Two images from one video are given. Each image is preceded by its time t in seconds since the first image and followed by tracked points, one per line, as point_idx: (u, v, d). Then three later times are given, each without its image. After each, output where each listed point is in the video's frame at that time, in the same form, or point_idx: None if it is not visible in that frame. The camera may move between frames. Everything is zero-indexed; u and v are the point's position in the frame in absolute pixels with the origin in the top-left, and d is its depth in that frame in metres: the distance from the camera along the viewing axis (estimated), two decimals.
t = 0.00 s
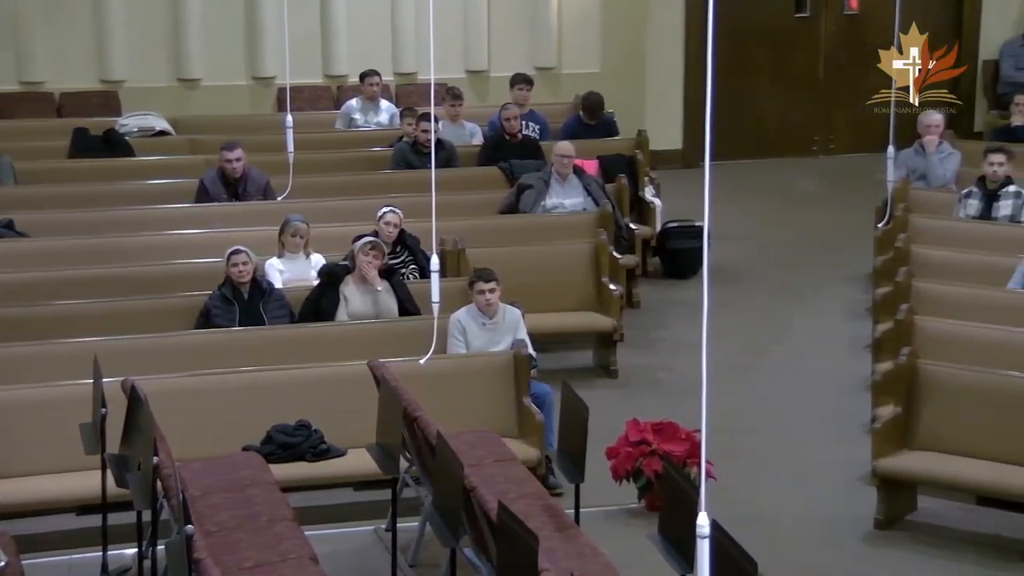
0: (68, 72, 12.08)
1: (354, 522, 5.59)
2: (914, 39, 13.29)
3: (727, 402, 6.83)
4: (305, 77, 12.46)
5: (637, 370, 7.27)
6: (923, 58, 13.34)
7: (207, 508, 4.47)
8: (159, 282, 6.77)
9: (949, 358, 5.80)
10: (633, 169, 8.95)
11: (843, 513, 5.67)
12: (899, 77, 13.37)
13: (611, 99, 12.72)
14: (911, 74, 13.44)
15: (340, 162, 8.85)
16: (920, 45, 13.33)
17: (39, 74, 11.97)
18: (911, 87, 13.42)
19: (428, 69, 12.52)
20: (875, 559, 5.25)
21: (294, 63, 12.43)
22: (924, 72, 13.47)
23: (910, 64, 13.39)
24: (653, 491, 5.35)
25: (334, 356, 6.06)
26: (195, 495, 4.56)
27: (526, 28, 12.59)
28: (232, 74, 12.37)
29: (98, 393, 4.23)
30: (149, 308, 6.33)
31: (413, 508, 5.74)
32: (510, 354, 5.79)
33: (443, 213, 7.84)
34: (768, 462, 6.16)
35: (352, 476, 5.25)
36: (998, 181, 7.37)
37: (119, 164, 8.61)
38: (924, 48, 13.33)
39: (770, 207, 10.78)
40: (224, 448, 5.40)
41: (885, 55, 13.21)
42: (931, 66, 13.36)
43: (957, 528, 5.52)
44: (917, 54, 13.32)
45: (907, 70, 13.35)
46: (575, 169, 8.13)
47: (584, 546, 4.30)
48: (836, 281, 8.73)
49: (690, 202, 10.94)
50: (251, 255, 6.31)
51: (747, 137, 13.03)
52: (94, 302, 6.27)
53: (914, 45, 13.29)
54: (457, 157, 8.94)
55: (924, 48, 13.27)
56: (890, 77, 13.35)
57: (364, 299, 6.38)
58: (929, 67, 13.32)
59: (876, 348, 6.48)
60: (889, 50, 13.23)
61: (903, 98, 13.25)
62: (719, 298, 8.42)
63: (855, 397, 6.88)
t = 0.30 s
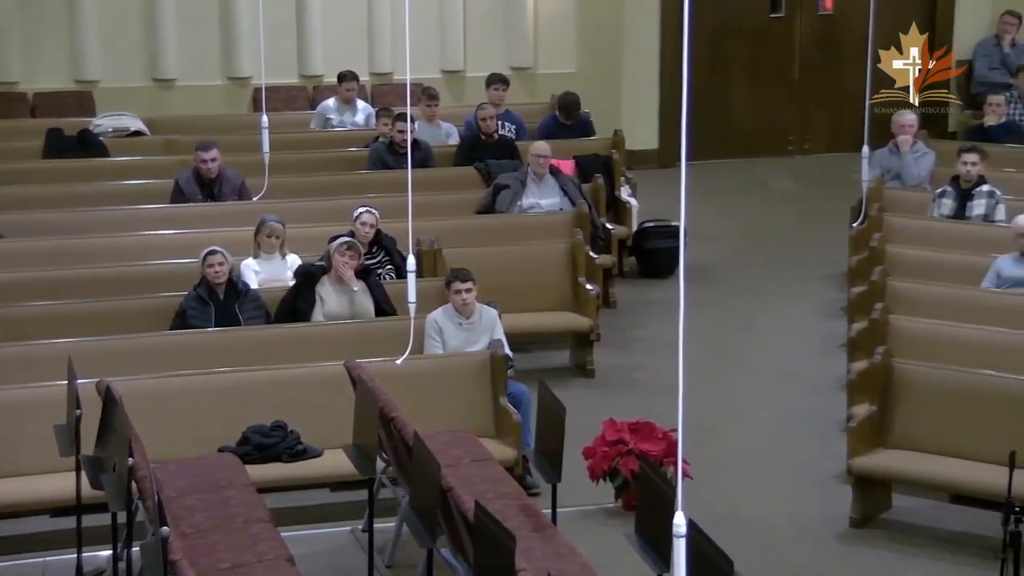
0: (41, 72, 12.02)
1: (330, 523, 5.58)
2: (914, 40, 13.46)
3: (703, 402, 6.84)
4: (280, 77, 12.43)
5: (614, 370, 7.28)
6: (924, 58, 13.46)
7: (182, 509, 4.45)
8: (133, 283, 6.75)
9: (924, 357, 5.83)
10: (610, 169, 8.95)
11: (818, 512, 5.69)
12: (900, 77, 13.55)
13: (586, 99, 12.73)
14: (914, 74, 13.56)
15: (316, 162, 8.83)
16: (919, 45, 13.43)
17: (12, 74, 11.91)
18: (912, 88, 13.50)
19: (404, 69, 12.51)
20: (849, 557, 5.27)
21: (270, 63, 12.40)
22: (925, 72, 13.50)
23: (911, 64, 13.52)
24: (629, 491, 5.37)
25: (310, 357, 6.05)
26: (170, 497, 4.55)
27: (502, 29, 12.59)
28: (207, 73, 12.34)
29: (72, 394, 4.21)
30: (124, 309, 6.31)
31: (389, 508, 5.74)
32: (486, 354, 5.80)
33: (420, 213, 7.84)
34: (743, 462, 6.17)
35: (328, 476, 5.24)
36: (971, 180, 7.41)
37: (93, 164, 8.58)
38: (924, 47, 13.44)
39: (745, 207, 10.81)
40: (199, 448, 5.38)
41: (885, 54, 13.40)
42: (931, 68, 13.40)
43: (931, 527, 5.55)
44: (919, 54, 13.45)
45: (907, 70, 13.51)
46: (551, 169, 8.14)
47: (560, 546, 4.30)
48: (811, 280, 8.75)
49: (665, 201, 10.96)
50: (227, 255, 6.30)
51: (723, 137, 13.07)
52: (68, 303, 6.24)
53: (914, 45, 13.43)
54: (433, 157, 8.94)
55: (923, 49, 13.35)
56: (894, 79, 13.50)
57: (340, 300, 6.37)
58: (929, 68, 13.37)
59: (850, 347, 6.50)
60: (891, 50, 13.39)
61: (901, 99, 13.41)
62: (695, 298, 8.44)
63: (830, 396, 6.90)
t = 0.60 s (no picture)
0: (14, 72, 11.97)
1: (306, 523, 5.57)
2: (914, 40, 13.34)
3: (679, 402, 6.85)
4: (256, 77, 12.40)
5: (590, 370, 7.28)
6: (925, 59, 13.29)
7: (157, 511, 4.44)
8: (107, 283, 6.72)
9: (898, 356, 5.86)
10: (585, 169, 8.96)
11: (793, 511, 5.71)
12: (900, 77, 13.50)
13: (561, 99, 12.74)
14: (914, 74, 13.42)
15: (291, 162, 8.81)
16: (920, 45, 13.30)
17: None
18: (912, 88, 13.35)
19: (380, 69, 12.49)
20: (824, 556, 5.29)
21: (245, 63, 12.37)
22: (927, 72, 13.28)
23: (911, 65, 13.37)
24: (605, 490, 5.37)
25: (285, 357, 6.04)
26: (145, 498, 4.54)
27: (477, 29, 12.59)
28: (181, 74, 12.30)
29: (45, 396, 4.19)
30: (97, 310, 6.29)
31: (366, 508, 5.73)
32: (463, 354, 5.80)
33: (396, 213, 7.83)
34: (719, 461, 6.19)
35: (304, 477, 5.24)
36: (945, 180, 7.44)
37: (67, 164, 8.54)
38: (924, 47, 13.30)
39: (721, 207, 10.83)
40: (173, 449, 5.36)
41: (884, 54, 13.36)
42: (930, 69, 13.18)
43: (906, 525, 5.57)
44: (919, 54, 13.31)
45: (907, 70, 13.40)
46: (526, 169, 8.15)
47: (537, 545, 4.30)
48: (786, 280, 8.78)
49: (641, 201, 10.97)
50: (202, 256, 6.28)
51: (698, 137, 13.10)
52: (41, 304, 6.22)
53: (914, 45, 13.29)
54: (409, 157, 8.93)
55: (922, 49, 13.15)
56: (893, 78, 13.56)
57: (316, 300, 6.35)
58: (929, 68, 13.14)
59: (825, 346, 6.53)
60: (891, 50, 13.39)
61: (901, 99, 13.51)
62: (671, 298, 8.46)
63: (805, 395, 6.92)
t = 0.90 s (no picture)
0: None
1: (283, 524, 5.56)
2: (915, 41, 13.02)
3: (655, 401, 6.86)
4: (231, 77, 12.36)
5: (567, 369, 7.29)
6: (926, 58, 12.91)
7: (132, 512, 4.43)
8: (81, 284, 6.70)
9: (873, 356, 5.88)
10: (562, 169, 8.97)
11: (769, 510, 5.73)
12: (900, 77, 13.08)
13: (537, 98, 12.75)
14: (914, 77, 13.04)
15: (267, 163, 8.79)
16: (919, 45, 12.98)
17: None
18: (909, 87, 12.93)
19: (355, 69, 12.47)
20: (800, 555, 5.31)
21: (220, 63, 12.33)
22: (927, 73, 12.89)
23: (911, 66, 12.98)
24: (582, 490, 5.37)
25: (262, 358, 6.04)
26: (120, 500, 4.52)
27: (453, 29, 12.56)
28: (156, 74, 12.25)
29: (19, 398, 4.18)
30: (72, 311, 6.26)
31: (343, 509, 5.72)
32: (439, 354, 5.80)
33: (372, 213, 7.82)
34: (697, 461, 6.20)
35: (280, 478, 5.23)
36: (919, 180, 7.47)
37: (41, 165, 8.51)
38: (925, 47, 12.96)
39: (696, 207, 10.84)
40: (149, 451, 5.35)
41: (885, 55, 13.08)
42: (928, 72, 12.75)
43: (881, 524, 5.60)
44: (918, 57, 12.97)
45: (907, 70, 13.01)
46: (503, 170, 8.15)
47: (513, 546, 4.30)
48: (762, 280, 8.80)
49: (618, 202, 10.98)
50: (178, 257, 6.26)
51: (674, 136, 13.12)
52: (15, 305, 6.19)
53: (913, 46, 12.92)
54: (385, 158, 8.92)
55: (920, 48, 12.74)
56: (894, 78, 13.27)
57: (293, 300, 6.34)
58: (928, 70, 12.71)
59: (800, 346, 6.54)
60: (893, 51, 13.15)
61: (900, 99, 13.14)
62: (648, 298, 8.46)
63: (781, 395, 6.93)
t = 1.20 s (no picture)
0: None
1: (258, 526, 5.54)
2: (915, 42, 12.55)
3: (630, 401, 6.87)
4: (205, 77, 12.31)
5: (542, 369, 7.29)
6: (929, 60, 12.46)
7: (106, 514, 4.41)
8: (54, 285, 6.66)
9: (847, 355, 5.90)
10: (537, 169, 8.96)
11: (745, 508, 5.74)
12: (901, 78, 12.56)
13: (511, 98, 12.74)
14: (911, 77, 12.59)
15: (241, 163, 8.77)
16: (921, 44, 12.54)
17: None
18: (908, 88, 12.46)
19: (330, 69, 12.44)
20: (775, 554, 5.32)
21: (193, 63, 12.28)
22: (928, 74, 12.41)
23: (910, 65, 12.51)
24: (558, 490, 5.37)
25: (236, 358, 6.02)
26: (94, 501, 4.50)
27: (428, 29, 12.56)
28: (129, 74, 12.21)
29: None
30: (45, 312, 6.23)
31: (318, 510, 5.71)
32: (415, 354, 5.79)
33: (348, 213, 7.81)
34: (671, 460, 6.22)
35: (255, 480, 5.22)
36: (893, 179, 7.50)
37: (14, 166, 8.46)
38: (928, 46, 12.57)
39: (671, 207, 10.86)
40: (123, 453, 5.32)
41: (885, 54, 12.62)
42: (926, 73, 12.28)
43: (855, 522, 5.62)
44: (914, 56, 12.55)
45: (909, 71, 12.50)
46: (478, 170, 8.14)
47: (490, 546, 4.30)
48: (737, 279, 8.82)
49: (593, 202, 10.99)
50: (152, 257, 6.23)
51: (649, 136, 13.14)
52: None
53: (913, 45, 12.40)
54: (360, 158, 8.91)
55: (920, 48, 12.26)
56: (893, 79, 12.81)
57: (268, 300, 6.32)
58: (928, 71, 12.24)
59: (775, 345, 6.56)
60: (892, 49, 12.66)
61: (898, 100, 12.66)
62: (623, 297, 8.47)
63: (757, 394, 6.95)
